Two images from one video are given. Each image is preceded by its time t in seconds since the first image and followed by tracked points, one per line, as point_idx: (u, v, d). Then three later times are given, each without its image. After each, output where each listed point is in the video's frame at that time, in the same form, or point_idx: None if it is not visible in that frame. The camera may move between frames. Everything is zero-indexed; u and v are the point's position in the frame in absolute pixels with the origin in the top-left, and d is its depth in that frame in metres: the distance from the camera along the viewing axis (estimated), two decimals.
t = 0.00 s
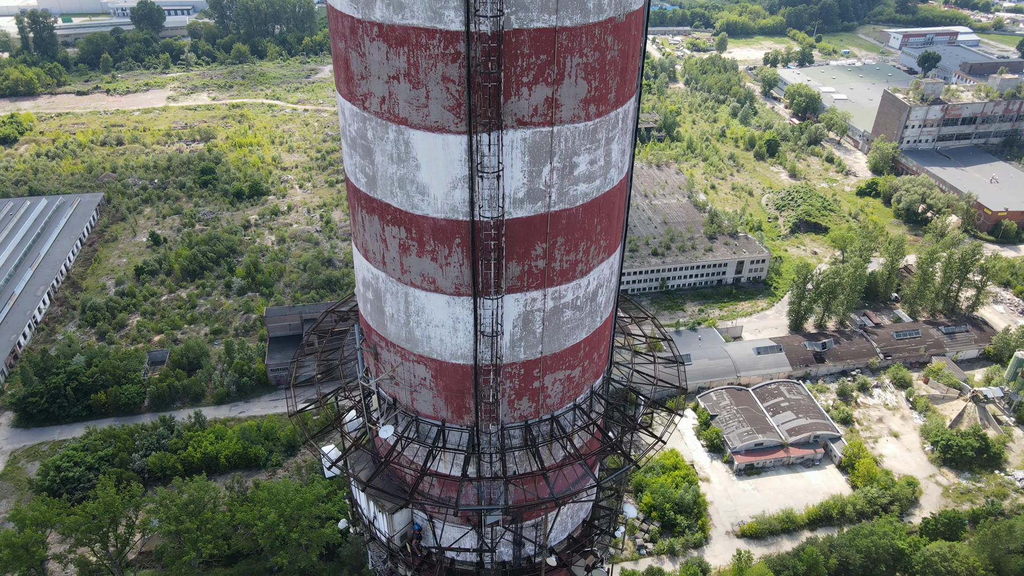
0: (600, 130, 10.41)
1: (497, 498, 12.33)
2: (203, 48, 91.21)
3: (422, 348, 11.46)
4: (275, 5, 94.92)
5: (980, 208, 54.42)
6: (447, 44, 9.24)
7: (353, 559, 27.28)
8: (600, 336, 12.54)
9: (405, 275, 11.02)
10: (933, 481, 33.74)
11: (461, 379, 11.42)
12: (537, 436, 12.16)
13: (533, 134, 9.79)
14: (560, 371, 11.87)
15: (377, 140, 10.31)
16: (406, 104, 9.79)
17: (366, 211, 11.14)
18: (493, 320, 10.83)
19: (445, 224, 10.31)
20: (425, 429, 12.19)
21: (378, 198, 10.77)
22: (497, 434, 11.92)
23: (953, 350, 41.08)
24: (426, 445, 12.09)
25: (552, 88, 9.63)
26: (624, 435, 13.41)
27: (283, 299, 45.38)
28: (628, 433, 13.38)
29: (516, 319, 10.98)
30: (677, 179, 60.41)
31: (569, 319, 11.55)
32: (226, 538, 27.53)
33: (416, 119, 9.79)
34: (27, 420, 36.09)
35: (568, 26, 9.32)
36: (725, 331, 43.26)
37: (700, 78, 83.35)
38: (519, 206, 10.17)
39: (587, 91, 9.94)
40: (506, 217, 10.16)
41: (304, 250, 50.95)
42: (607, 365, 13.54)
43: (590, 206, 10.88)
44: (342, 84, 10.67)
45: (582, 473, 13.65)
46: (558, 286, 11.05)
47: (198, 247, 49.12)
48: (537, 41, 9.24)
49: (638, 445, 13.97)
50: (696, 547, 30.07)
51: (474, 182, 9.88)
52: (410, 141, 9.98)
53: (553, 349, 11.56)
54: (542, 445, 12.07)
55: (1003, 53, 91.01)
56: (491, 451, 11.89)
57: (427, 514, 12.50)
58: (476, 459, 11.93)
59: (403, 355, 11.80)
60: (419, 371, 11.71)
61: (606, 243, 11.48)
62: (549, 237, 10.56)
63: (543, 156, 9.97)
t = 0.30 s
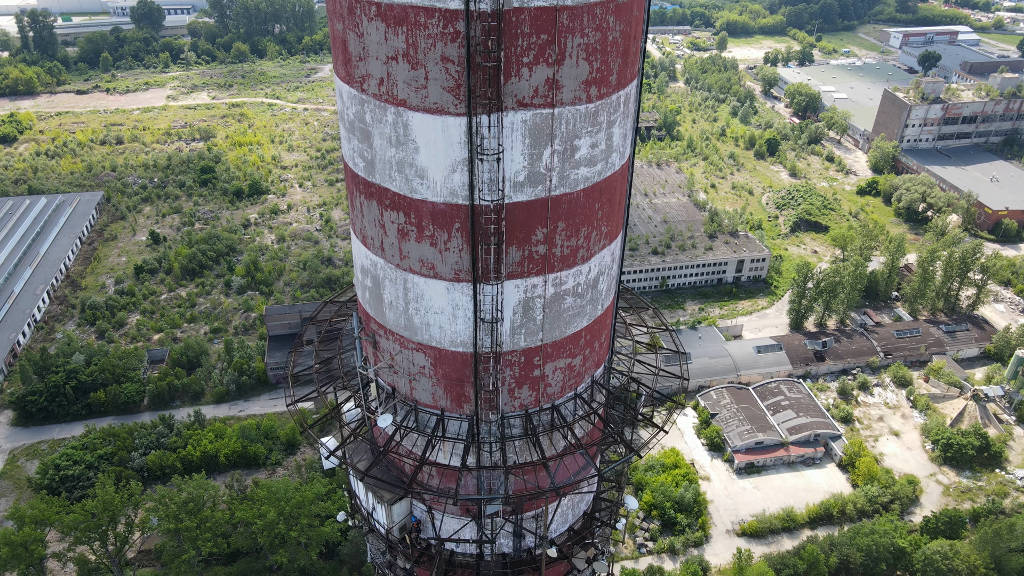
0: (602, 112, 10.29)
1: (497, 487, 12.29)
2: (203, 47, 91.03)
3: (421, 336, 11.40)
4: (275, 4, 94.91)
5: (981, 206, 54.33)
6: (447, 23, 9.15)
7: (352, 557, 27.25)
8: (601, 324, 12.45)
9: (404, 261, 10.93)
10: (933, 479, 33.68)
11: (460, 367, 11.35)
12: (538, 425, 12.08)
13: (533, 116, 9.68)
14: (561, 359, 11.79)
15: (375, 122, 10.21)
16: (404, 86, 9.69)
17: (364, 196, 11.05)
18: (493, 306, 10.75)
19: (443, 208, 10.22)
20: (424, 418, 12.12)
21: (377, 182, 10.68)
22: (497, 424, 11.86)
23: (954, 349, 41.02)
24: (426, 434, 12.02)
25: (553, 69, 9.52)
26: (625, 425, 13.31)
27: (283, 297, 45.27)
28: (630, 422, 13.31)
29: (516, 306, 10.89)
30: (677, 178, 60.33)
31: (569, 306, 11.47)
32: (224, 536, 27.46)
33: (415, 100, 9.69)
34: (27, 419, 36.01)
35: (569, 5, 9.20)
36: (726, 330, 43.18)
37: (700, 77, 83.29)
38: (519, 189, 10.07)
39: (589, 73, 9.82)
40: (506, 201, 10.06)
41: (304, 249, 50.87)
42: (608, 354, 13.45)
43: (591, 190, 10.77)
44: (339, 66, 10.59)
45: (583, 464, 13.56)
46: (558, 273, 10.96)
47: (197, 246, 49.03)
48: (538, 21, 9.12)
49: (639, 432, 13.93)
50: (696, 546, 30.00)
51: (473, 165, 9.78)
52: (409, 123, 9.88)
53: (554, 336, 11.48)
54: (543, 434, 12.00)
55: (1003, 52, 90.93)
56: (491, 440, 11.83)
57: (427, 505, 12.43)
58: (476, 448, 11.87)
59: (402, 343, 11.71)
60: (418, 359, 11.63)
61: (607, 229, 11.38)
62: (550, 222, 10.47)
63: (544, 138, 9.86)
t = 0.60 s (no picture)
0: (604, 95, 10.21)
1: (497, 477, 12.24)
2: (203, 46, 90.83)
3: (420, 323, 11.33)
4: (274, 3, 94.88)
5: (981, 205, 54.26)
6: (446, 1, 9.06)
7: (352, 556, 27.26)
8: (602, 312, 12.38)
9: (403, 247, 10.86)
10: (933, 478, 33.63)
11: (460, 355, 11.30)
12: (538, 414, 12.04)
13: (534, 97, 9.60)
14: (562, 347, 11.74)
15: (373, 105, 10.14)
16: (403, 66, 9.61)
17: (363, 182, 10.98)
18: (493, 293, 10.70)
19: (443, 192, 10.15)
20: (423, 407, 12.07)
21: (375, 166, 10.62)
22: (497, 412, 11.81)
23: (954, 348, 40.96)
24: (425, 423, 11.96)
25: (554, 49, 9.44)
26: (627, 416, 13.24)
27: (282, 296, 45.17)
28: (632, 412, 13.25)
29: (516, 292, 10.84)
30: (677, 177, 60.25)
31: (570, 293, 11.41)
32: (224, 534, 27.38)
33: (414, 82, 9.62)
34: (26, 417, 35.97)
35: None
36: (726, 328, 43.13)
37: (700, 76, 83.24)
38: (519, 173, 9.99)
39: (590, 54, 9.74)
40: (506, 185, 10.00)
41: (304, 248, 50.79)
42: (610, 343, 13.37)
43: (592, 175, 10.69)
44: (337, 47, 10.52)
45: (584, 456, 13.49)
46: (559, 259, 10.91)
47: (197, 245, 48.98)
48: None
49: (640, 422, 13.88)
50: (697, 544, 29.95)
51: (473, 147, 9.71)
52: (408, 105, 9.80)
53: (555, 324, 11.43)
54: (543, 423, 11.96)
55: (1003, 51, 90.79)
56: (491, 429, 11.79)
57: (426, 496, 12.37)
58: (475, 437, 11.82)
59: (401, 332, 11.66)
60: (418, 347, 11.57)
61: (608, 216, 11.31)
62: (551, 206, 10.40)
63: (544, 121, 9.79)
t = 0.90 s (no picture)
0: (605, 77, 10.14)
1: (497, 466, 12.19)
2: (202, 45, 90.70)
3: (419, 310, 11.29)
4: (274, 3, 94.86)
5: (981, 204, 54.22)
6: None
7: (352, 554, 27.22)
8: (603, 300, 12.31)
9: (402, 232, 10.81)
10: (934, 477, 33.57)
11: (459, 343, 11.26)
12: (539, 403, 11.98)
13: (535, 78, 9.53)
14: (563, 335, 11.68)
15: (372, 87, 10.08)
16: (402, 46, 9.54)
17: (362, 167, 10.92)
18: (494, 279, 10.66)
19: (443, 176, 10.10)
20: (422, 396, 12.01)
21: (373, 150, 10.56)
22: (497, 401, 11.76)
23: (955, 346, 40.86)
24: (425, 412, 11.90)
25: (555, 29, 9.37)
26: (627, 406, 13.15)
27: (282, 294, 45.10)
28: (632, 401, 13.21)
29: (517, 278, 10.78)
30: (677, 176, 60.20)
31: (571, 280, 11.35)
32: (223, 533, 27.33)
33: (413, 63, 9.56)
34: (25, 416, 35.92)
35: None
36: (726, 327, 43.06)
37: (700, 75, 83.21)
38: (520, 156, 9.93)
39: (592, 34, 9.68)
40: (506, 168, 9.94)
41: (303, 247, 50.71)
42: (610, 332, 13.29)
43: (593, 159, 10.62)
44: (335, 30, 10.45)
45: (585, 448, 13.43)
46: (560, 245, 10.85)
47: (197, 244, 48.93)
48: None
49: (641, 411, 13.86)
50: (697, 543, 29.90)
51: (473, 130, 9.65)
52: (407, 86, 9.74)
53: (555, 312, 11.37)
54: (544, 412, 11.91)
55: (1004, 50, 90.67)
56: (491, 418, 11.74)
57: (425, 487, 12.32)
58: (475, 426, 11.77)
59: (400, 319, 11.60)
60: (417, 335, 11.52)
61: (610, 201, 11.24)
62: (552, 191, 10.35)
63: (545, 102, 9.72)
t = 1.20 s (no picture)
0: (607, 59, 10.08)
1: (497, 455, 12.15)
2: (202, 44, 90.53)
3: (419, 297, 11.23)
4: (274, 2, 94.79)
5: (982, 203, 54.20)
6: None
7: (352, 553, 27.17)
8: (605, 288, 12.26)
9: (401, 217, 10.75)
10: (935, 475, 33.51)
11: (459, 330, 11.20)
12: (539, 391, 11.92)
13: (536, 59, 9.47)
14: (563, 323, 11.62)
15: (370, 69, 10.02)
16: (401, 27, 9.48)
17: (361, 151, 10.85)
18: (494, 264, 10.60)
19: (442, 159, 10.04)
20: (422, 384, 11.94)
21: (372, 134, 10.50)
22: (497, 389, 11.71)
23: (955, 345, 40.78)
24: (424, 401, 11.84)
25: (556, 8, 9.30)
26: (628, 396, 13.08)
27: (281, 293, 45.03)
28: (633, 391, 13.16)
29: (518, 264, 10.73)
30: (677, 175, 60.15)
31: (573, 267, 11.29)
32: (222, 531, 27.27)
33: (413, 43, 9.50)
34: (25, 415, 35.85)
35: None
36: (726, 326, 42.99)
37: (700, 74, 83.17)
38: (521, 139, 9.88)
39: (594, 15, 9.62)
40: (507, 151, 9.89)
41: (303, 245, 50.63)
42: (611, 321, 13.21)
43: (595, 142, 10.56)
44: (333, 12, 10.39)
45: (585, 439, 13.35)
46: (561, 230, 10.80)
47: (196, 243, 48.86)
48: None
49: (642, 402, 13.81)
50: (697, 542, 29.86)
51: (473, 111, 9.60)
52: (406, 68, 9.69)
53: (556, 298, 11.31)
54: (545, 400, 11.85)
55: (1004, 50, 90.65)
56: (491, 407, 11.68)
57: (424, 478, 12.25)
58: (475, 415, 11.72)
59: (399, 306, 11.54)
60: (416, 322, 11.47)
61: (612, 185, 11.19)
62: (553, 173, 10.29)
63: (546, 84, 9.66)
